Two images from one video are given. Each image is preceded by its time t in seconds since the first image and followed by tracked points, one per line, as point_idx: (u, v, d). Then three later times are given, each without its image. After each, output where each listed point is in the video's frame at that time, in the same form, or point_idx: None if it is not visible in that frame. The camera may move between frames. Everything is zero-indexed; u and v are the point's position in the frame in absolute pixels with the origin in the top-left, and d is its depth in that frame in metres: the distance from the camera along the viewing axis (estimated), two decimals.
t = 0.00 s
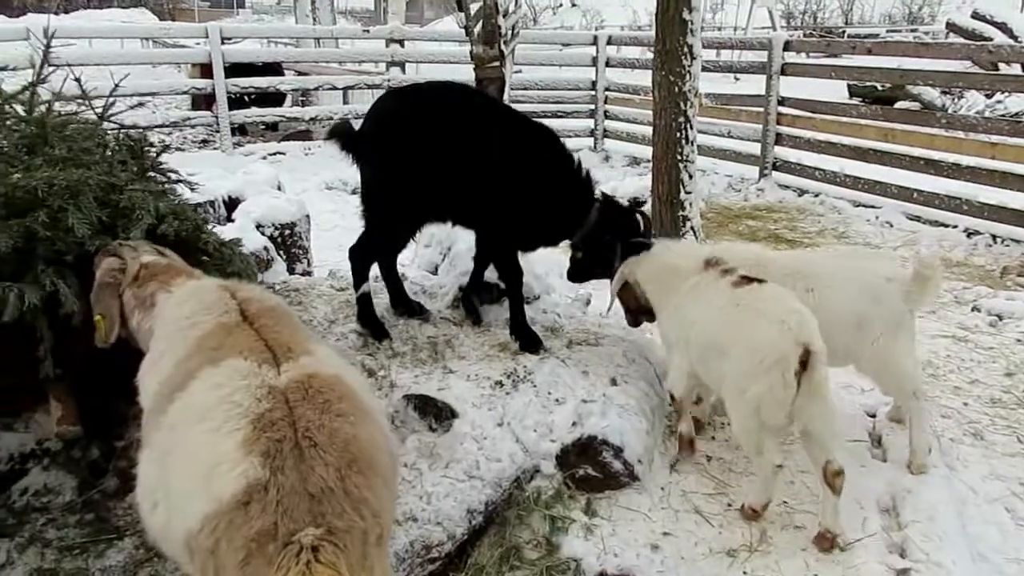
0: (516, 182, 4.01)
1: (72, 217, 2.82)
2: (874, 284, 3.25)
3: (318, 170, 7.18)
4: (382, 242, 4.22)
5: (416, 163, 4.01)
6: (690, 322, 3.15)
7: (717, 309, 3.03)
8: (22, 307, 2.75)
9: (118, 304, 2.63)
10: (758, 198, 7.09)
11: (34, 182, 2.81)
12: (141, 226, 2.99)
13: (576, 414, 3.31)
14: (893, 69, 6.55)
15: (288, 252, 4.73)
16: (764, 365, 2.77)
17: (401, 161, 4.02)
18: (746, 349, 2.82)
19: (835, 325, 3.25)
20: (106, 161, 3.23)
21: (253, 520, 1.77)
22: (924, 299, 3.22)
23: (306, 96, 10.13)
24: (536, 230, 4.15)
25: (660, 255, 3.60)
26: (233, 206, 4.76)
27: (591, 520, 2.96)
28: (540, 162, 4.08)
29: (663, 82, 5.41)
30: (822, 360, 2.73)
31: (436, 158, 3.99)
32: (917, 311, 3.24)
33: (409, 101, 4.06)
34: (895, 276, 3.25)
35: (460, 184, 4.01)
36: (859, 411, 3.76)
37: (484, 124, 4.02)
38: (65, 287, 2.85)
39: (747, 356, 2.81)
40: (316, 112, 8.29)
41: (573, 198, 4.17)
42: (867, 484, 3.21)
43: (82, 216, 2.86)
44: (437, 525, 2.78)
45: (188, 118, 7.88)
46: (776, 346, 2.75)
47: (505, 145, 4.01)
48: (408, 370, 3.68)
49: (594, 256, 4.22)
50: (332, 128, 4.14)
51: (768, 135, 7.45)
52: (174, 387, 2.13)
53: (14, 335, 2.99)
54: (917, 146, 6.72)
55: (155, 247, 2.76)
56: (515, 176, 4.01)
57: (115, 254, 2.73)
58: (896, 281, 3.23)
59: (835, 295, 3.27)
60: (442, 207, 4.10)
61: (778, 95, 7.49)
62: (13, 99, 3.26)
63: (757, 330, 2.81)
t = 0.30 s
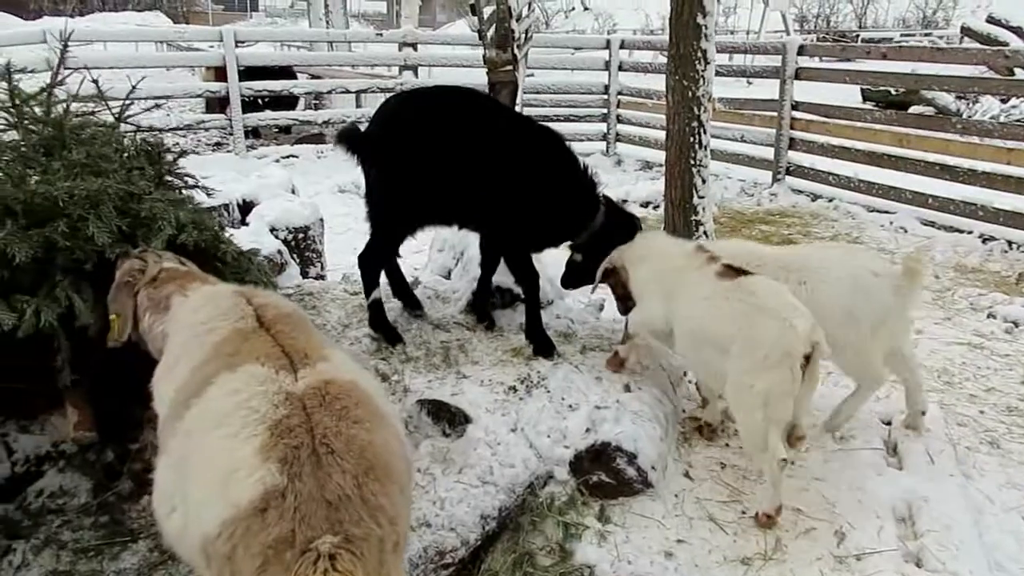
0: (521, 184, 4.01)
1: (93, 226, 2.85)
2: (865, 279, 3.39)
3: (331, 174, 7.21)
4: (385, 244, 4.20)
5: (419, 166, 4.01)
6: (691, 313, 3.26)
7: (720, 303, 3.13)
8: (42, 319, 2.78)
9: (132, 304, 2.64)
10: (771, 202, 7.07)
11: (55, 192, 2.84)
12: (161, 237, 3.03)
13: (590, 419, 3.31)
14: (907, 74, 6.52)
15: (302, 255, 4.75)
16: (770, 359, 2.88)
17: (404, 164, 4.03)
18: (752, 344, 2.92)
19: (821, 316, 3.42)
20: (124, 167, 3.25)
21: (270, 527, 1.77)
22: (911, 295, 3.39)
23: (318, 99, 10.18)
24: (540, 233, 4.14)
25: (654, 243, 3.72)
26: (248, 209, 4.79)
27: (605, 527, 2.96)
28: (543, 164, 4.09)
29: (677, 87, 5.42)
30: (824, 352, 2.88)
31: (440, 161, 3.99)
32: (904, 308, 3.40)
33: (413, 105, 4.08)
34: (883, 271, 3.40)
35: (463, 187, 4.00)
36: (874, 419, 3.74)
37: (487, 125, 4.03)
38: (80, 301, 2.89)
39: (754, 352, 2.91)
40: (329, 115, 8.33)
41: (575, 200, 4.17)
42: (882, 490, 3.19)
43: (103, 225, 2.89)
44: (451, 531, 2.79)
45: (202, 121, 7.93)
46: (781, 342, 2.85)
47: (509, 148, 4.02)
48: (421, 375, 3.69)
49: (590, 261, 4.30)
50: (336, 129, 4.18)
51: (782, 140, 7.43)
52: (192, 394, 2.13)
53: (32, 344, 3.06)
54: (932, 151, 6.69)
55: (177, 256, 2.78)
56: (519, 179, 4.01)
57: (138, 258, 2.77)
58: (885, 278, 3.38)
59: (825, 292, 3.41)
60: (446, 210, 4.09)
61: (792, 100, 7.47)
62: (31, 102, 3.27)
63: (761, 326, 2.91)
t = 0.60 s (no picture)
0: (531, 193, 4.04)
1: (112, 232, 2.88)
2: (851, 281, 3.39)
3: (344, 180, 7.25)
4: (391, 249, 4.20)
5: (428, 172, 4.00)
6: (691, 308, 3.30)
7: (722, 300, 3.17)
8: (63, 324, 2.81)
9: (150, 317, 2.65)
10: (784, 211, 7.06)
11: (75, 197, 2.87)
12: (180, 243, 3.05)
13: (604, 428, 3.31)
14: (922, 83, 6.50)
15: (316, 261, 4.78)
16: (782, 358, 2.94)
17: (412, 170, 4.01)
18: (762, 345, 2.97)
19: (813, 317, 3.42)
20: (143, 173, 3.27)
21: (288, 534, 1.78)
22: (899, 296, 3.38)
23: (331, 105, 10.23)
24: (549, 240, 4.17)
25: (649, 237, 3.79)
26: (262, 215, 4.82)
27: (618, 536, 2.96)
28: (552, 172, 4.12)
29: (690, 95, 5.42)
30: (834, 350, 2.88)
31: (448, 168, 3.99)
32: (893, 310, 3.38)
33: (420, 111, 4.07)
34: (872, 273, 3.40)
35: (473, 195, 4.01)
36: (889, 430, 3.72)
37: (497, 131, 4.04)
38: (98, 307, 2.91)
39: (765, 352, 2.96)
40: (342, 121, 8.37)
41: (582, 207, 4.23)
42: (896, 502, 3.18)
43: (121, 231, 2.92)
44: (464, 538, 2.79)
45: (217, 127, 7.98)
46: (792, 343, 2.90)
47: (518, 156, 4.03)
48: (434, 382, 3.70)
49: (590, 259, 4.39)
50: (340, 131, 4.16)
51: (796, 148, 7.42)
52: (211, 399, 2.15)
53: (54, 349, 3.07)
54: (947, 160, 6.67)
55: (195, 269, 2.83)
56: (529, 188, 4.03)
57: (158, 272, 2.78)
58: (873, 279, 3.38)
59: (807, 287, 3.45)
60: (455, 216, 4.09)
61: (806, 109, 7.45)
62: (52, 108, 3.31)
63: (769, 326, 2.96)
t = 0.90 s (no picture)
0: (541, 201, 4.06)
1: (131, 239, 2.91)
2: (843, 289, 3.39)
3: (358, 188, 7.29)
4: (400, 259, 4.21)
5: (438, 182, 4.01)
6: (693, 302, 3.41)
7: (725, 293, 3.27)
8: (82, 328, 2.83)
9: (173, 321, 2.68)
10: (798, 222, 7.05)
11: (95, 204, 2.90)
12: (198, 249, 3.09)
13: (617, 438, 3.31)
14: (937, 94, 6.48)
15: (331, 269, 4.81)
16: (788, 348, 3.02)
17: (422, 180, 4.02)
18: (767, 336, 3.06)
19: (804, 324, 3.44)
20: (161, 181, 3.30)
21: (305, 542, 1.79)
22: (892, 306, 3.32)
23: (346, 114, 10.30)
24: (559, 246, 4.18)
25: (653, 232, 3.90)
26: (278, 223, 4.86)
27: (631, 546, 2.95)
28: (559, 179, 4.13)
29: (704, 105, 5.44)
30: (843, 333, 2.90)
31: (459, 178, 4.00)
32: (889, 319, 3.33)
33: (429, 120, 4.07)
34: (867, 281, 3.37)
35: (484, 204, 4.02)
36: (905, 441, 3.70)
37: (508, 140, 4.05)
38: (118, 311, 2.93)
39: (766, 344, 3.06)
40: (357, 129, 8.43)
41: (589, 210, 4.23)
42: (911, 515, 3.16)
43: (141, 238, 2.95)
44: (477, 546, 2.79)
45: (233, 135, 8.05)
46: (793, 334, 3.00)
47: (527, 165, 4.04)
48: (448, 390, 3.71)
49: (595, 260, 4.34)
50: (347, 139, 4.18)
51: (810, 159, 7.41)
52: (228, 406, 2.16)
53: (74, 352, 3.10)
54: (963, 171, 6.65)
55: (220, 277, 2.86)
56: (538, 196, 4.05)
57: (186, 278, 2.81)
58: (867, 286, 3.35)
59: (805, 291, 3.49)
60: (466, 226, 4.11)
61: (820, 119, 7.44)
62: (72, 116, 3.34)
63: (770, 317, 3.06)
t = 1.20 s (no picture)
0: (555, 204, 4.07)
1: (150, 241, 2.93)
2: (859, 294, 3.35)
3: (372, 192, 7.32)
4: (415, 262, 4.24)
5: (452, 185, 4.02)
6: (696, 297, 3.41)
7: (727, 287, 3.27)
8: (103, 320, 2.86)
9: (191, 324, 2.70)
10: (812, 228, 7.03)
11: (116, 206, 2.93)
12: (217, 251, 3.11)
13: (631, 443, 3.31)
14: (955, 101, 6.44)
15: (345, 272, 4.83)
16: (786, 343, 3.04)
17: (435, 184, 4.03)
18: (767, 332, 3.07)
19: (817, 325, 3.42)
20: (180, 183, 3.33)
21: (317, 545, 1.79)
22: (909, 314, 3.30)
23: (361, 118, 10.34)
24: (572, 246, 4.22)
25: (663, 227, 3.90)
26: (293, 226, 4.89)
27: (644, 552, 2.93)
28: (574, 180, 4.14)
29: (719, 111, 5.44)
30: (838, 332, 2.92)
31: (473, 181, 4.00)
32: (905, 326, 3.31)
33: (441, 123, 4.08)
34: (885, 287, 3.33)
35: (498, 207, 4.03)
36: (921, 449, 3.68)
37: (521, 144, 4.06)
38: (137, 310, 2.96)
39: (765, 338, 3.08)
40: (371, 133, 8.47)
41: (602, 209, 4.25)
42: (927, 522, 3.14)
43: (160, 240, 2.97)
44: (490, 550, 2.79)
45: (248, 138, 8.10)
46: (790, 331, 3.01)
47: (541, 168, 4.05)
48: (461, 394, 3.71)
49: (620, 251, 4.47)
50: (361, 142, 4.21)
51: (825, 165, 7.38)
52: (243, 408, 2.17)
53: (92, 347, 3.13)
54: (980, 178, 6.61)
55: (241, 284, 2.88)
56: (552, 198, 4.06)
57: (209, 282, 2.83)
58: (884, 293, 3.31)
59: (818, 294, 3.46)
60: (480, 230, 4.11)
61: (835, 126, 7.41)
62: (91, 118, 3.37)
63: (768, 313, 3.08)
